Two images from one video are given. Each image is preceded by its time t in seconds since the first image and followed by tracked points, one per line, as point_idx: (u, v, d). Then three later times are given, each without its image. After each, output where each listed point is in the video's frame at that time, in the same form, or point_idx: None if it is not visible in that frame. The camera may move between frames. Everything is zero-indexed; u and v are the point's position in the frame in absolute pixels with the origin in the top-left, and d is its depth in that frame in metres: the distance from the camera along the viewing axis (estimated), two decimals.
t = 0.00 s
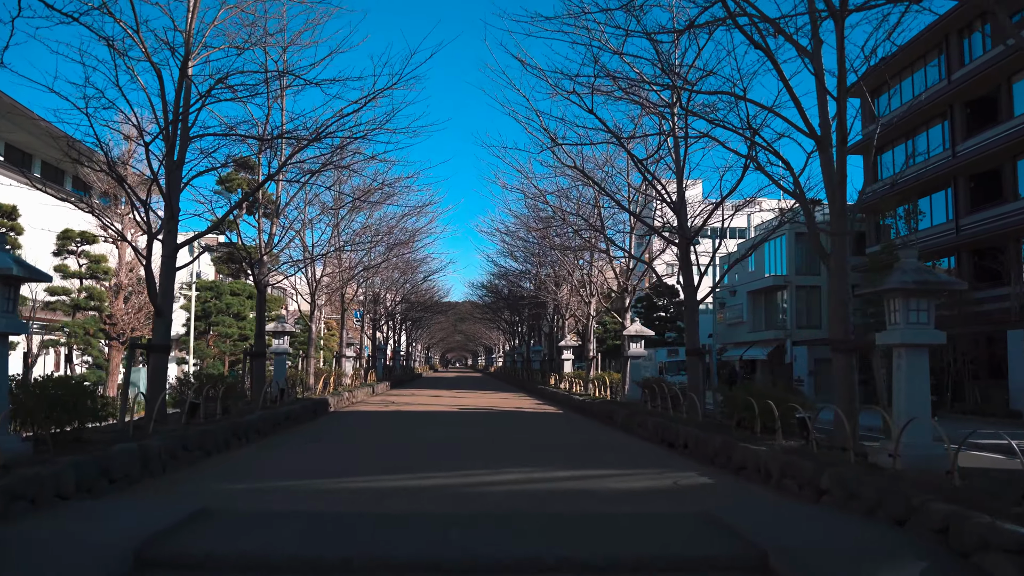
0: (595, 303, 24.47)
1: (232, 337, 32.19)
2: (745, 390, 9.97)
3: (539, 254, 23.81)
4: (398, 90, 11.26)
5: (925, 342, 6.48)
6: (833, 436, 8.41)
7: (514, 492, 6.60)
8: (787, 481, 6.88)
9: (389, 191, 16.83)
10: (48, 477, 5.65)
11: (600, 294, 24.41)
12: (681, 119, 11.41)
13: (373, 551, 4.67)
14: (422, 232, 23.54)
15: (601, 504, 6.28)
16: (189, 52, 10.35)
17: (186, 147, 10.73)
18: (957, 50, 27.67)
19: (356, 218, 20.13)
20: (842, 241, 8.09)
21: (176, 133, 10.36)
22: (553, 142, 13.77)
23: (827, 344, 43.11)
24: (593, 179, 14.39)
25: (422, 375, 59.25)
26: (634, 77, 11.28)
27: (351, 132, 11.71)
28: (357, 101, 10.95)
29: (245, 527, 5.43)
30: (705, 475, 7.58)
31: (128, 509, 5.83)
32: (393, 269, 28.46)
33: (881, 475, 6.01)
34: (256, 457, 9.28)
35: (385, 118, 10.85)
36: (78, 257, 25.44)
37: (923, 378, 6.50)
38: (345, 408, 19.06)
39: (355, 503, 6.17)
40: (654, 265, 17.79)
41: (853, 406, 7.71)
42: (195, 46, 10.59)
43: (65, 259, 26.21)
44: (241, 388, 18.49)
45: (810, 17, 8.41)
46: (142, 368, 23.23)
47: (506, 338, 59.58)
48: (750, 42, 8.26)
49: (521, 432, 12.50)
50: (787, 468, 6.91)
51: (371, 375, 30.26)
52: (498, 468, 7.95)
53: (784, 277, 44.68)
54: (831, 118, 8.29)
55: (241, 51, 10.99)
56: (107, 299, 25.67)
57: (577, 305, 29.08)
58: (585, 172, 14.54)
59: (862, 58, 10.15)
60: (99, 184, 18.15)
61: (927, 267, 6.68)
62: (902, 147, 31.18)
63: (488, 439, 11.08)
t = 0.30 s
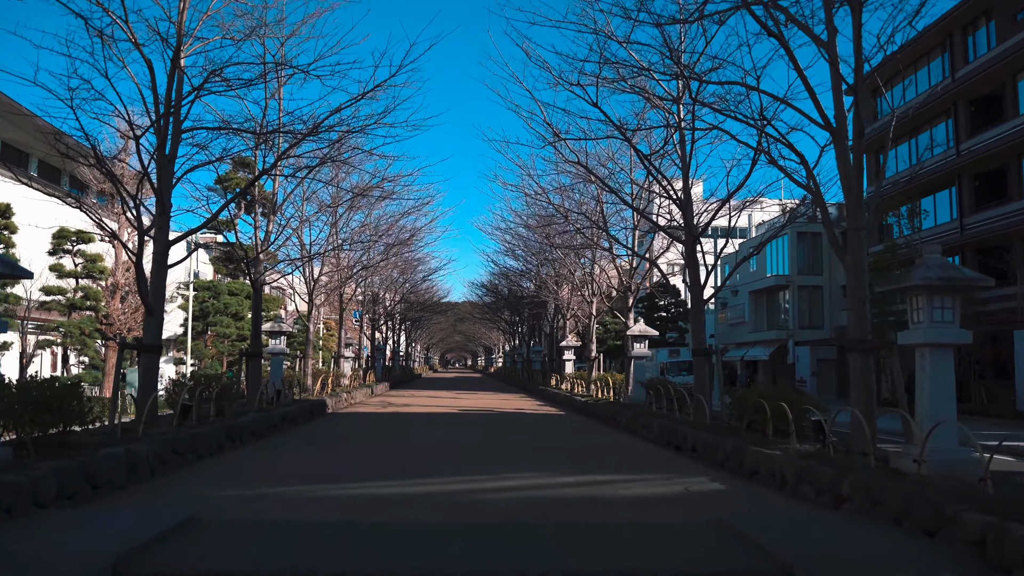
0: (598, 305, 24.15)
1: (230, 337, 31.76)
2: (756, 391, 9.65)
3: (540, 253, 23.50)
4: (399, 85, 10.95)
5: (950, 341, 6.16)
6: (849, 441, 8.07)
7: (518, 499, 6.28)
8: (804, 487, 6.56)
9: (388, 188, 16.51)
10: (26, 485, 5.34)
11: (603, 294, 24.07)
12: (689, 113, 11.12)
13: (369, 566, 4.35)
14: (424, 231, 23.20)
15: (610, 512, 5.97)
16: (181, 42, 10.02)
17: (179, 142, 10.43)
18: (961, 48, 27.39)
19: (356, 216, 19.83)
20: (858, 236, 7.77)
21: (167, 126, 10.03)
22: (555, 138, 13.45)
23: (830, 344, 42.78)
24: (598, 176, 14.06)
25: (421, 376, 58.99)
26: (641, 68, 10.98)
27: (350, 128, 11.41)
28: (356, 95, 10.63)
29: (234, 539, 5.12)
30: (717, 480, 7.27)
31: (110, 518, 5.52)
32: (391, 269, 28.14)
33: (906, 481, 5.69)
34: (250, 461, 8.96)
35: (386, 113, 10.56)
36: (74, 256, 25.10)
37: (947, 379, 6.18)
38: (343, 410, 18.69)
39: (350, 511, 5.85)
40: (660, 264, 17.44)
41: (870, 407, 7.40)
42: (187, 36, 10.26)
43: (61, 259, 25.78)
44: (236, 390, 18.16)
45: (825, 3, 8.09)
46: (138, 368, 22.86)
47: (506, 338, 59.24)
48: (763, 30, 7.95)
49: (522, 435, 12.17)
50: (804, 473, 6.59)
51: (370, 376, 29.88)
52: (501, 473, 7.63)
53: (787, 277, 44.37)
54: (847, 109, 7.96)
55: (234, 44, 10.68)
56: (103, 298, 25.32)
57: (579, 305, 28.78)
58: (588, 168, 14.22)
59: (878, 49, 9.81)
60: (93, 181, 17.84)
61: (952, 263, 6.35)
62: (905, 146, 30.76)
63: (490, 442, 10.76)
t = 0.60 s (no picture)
0: (600, 304, 23.84)
1: (228, 338, 31.43)
2: (765, 392, 9.35)
3: (542, 253, 23.20)
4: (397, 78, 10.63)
5: (977, 342, 5.86)
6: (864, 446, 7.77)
7: (523, 508, 5.97)
8: (822, 495, 6.25)
9: (387, 185, 16.20)
10: None
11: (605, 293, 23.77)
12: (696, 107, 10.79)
13: None
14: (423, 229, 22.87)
15: (620, 521, 5.66)
16: (172, 33, 9.70)
17: (170, 137, 10.11)
18: (965, 46, 27.03)
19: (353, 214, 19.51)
20: (875, 233, 7.41)
21: (156, 118, 9.70)
22: (557, 134, 13.14)
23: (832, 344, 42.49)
24: (602, 172, 13.74)
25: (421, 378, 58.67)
26: (646, 61, 10.65)
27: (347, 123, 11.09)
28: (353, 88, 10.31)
29: (221, 552, 4.80)
30: (729, 487, 6.96)
31: (90, 530, 5.21)
32: (391, 268, 27.79)
33: (933, 488, 5.38)
34: (243, 466, 8.65)
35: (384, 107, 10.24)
36: (70, 256, 24.74)
37: (974, 382, 5.87)
38: (341, 411, 18.37)
39: (346, 523, 5.54)
40: (664, 262, 17.12)
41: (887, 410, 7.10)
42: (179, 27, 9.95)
43: (56, 259, 25.39)
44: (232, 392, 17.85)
45: None
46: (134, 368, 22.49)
47: (507, 339, 58.93)
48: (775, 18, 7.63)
49: (524, 438, 11.84)
50: (821, 480, 6.29)
51: (369, 377, 29.55)
52: (503, 478, 7.32)
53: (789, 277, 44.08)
54: (863, 101, 7.62)
55: (227, 37, 10.35)
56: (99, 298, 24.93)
57: (580, 305, 28.47)
58: (592, 165, 13.90)
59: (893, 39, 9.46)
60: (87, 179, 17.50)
61: (979, 260, 6.04)
62: (909, 145, 30.41)
63: (491, 445, 10.46)
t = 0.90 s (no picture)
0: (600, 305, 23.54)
1: (226, 338, 31.09)
2: (775, 395, 9.05)
3: (542, 252, 22.91)
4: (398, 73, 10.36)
5: (1005, 343, 5.57)
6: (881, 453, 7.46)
7: (526, 518, 5.68)
8: (840, 503, 5.96)
9: (386, 184, 15.91)
10: None
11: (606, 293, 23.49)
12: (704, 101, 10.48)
13: None
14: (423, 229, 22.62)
15: (629, 533, 5.36)
16: (163, 23, 9.40)
17: (160, 132, 9.81)
18: (968, 45, 26.73)
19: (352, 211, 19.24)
20: (894, 229, 7.08)
21: (146, 111, 9.41)
22: (559, 130, 12.84)
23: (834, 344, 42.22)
24: (605, 169, 13.45)
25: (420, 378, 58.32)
26: (652, 53, 10.34)
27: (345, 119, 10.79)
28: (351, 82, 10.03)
29: (206, 568, 4.50)
30: (741, 494, 6.66)
31: (67, 543, 4.91)
32: (390, 268, 27.47)
33: (961, 498, 5.09)
34: (235, 472, 8.35)
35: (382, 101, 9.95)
36: (64, 255, 24.40)
37: (1002, 384, 5.58)
38: (338, 413, 18.04)
39: (339, 535, 5.23)
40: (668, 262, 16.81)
41: (906, 414, 6.79)
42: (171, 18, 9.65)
43: (51, 258, 25.06)
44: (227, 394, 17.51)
45: None
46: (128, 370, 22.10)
47: (507, 339, 58.59)
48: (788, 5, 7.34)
49: (525, 441, 11.54)
50: (840, 488, 5.99)
51: (368, 378, 29.25)
52: (506, 486, 7.02)
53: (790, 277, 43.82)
54: (880, 92, 7.29)
55: (220, 29, 10.05)
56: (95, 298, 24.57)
57: (581, 305, 28.19)
58: (595, 162, 13.60)
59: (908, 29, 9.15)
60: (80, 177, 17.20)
61: (1006, 257, 5.74)
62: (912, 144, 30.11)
63: (492, 449, 10.16)
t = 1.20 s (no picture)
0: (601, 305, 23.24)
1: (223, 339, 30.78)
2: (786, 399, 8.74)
3: (543, 252, 22.61)
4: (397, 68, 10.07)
5: None
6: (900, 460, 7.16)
7: (530, 533, 5.37)
8: (862, 516, 5.66)
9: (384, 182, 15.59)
10: None
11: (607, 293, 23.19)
12: (710, 96, 10.18)
13: None
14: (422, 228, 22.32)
15: (640, 550, 5.05)
16: (151, 14, 9.07)
17: (150, 127, 9.50)
18: (971, 44, 26.42)
19: (350, 210, 18.95)
20: (912, 227, 6.74)
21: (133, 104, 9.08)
22: (562, 127, 12.53)
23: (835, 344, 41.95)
24: (608, 167, 13.14)
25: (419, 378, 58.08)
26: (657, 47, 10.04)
27: (341, 115, 10.49)
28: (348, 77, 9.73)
29: None
30: (756, 506, 6.36)
31: (40, 562, 4.60)
32: (388, 268, 27.15)
33: (994, 513, 4.78)
34: (226, 481, 8.03)
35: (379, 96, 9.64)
36: (60, 255, 24.07)
37: None
38: (335, 416, 17.73)
39: (333, 552, 4.92)
40: (672, 262, 16.50)
41: (928, 421, 6.49)
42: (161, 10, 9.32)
43: (46, 258, 24.85)
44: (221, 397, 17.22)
45: None
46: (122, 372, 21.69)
47: (506, 340, 58.32)
48: None
49: (526, 446, 11.25)
50: (861, 500, 5.69)
51: (366, 379, 28.93)
52: (508, 496, 6.72)
53: (791, 278, 43.55)
54: (897, 82, 6.95)
55: (212, 21, 9.71)
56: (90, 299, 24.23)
57: (582, 306, 27.91)
58: (598, 159, 13.28)
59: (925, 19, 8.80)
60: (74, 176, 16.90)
61: None
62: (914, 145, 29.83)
63: (493, 455, 9.84)
